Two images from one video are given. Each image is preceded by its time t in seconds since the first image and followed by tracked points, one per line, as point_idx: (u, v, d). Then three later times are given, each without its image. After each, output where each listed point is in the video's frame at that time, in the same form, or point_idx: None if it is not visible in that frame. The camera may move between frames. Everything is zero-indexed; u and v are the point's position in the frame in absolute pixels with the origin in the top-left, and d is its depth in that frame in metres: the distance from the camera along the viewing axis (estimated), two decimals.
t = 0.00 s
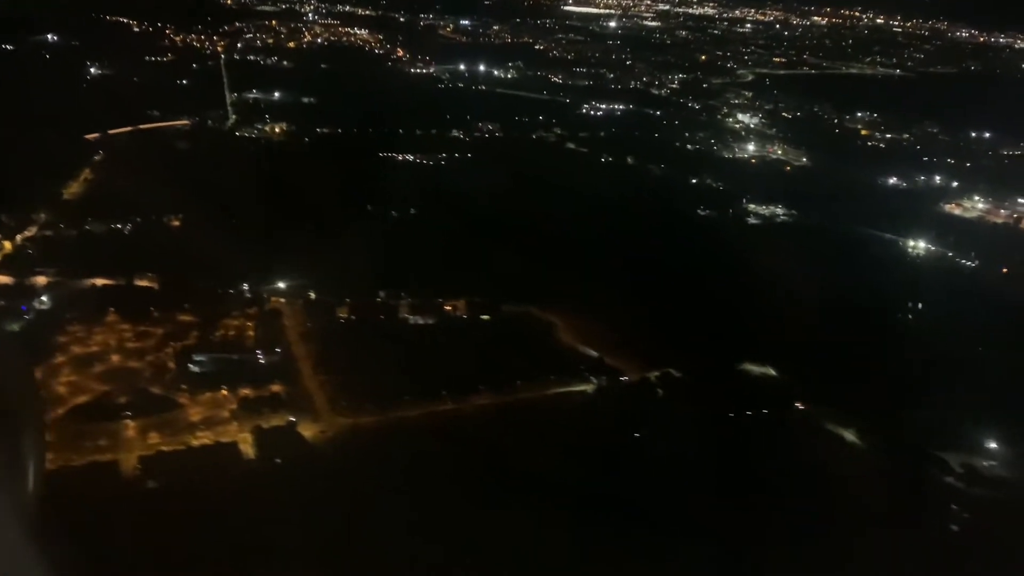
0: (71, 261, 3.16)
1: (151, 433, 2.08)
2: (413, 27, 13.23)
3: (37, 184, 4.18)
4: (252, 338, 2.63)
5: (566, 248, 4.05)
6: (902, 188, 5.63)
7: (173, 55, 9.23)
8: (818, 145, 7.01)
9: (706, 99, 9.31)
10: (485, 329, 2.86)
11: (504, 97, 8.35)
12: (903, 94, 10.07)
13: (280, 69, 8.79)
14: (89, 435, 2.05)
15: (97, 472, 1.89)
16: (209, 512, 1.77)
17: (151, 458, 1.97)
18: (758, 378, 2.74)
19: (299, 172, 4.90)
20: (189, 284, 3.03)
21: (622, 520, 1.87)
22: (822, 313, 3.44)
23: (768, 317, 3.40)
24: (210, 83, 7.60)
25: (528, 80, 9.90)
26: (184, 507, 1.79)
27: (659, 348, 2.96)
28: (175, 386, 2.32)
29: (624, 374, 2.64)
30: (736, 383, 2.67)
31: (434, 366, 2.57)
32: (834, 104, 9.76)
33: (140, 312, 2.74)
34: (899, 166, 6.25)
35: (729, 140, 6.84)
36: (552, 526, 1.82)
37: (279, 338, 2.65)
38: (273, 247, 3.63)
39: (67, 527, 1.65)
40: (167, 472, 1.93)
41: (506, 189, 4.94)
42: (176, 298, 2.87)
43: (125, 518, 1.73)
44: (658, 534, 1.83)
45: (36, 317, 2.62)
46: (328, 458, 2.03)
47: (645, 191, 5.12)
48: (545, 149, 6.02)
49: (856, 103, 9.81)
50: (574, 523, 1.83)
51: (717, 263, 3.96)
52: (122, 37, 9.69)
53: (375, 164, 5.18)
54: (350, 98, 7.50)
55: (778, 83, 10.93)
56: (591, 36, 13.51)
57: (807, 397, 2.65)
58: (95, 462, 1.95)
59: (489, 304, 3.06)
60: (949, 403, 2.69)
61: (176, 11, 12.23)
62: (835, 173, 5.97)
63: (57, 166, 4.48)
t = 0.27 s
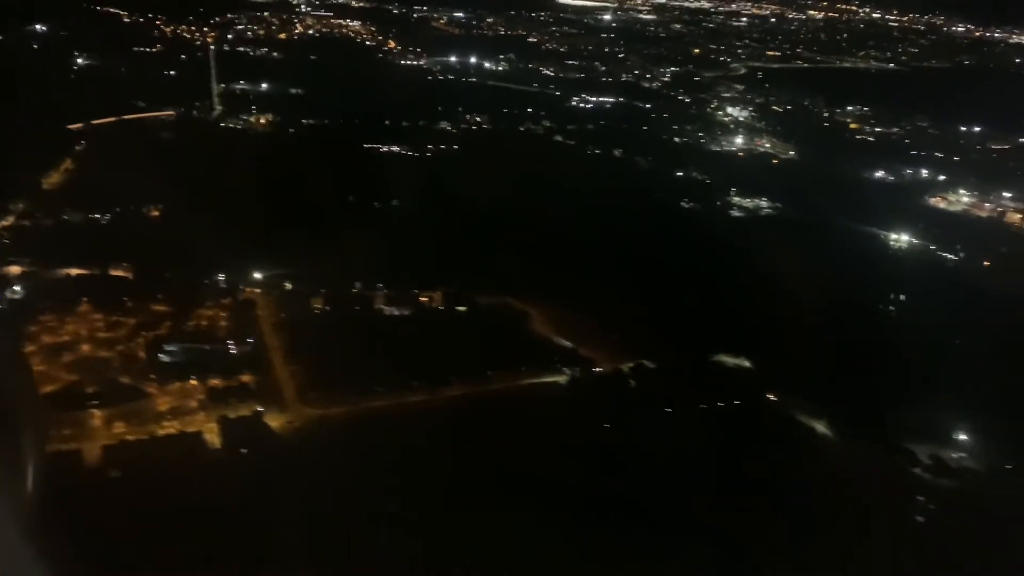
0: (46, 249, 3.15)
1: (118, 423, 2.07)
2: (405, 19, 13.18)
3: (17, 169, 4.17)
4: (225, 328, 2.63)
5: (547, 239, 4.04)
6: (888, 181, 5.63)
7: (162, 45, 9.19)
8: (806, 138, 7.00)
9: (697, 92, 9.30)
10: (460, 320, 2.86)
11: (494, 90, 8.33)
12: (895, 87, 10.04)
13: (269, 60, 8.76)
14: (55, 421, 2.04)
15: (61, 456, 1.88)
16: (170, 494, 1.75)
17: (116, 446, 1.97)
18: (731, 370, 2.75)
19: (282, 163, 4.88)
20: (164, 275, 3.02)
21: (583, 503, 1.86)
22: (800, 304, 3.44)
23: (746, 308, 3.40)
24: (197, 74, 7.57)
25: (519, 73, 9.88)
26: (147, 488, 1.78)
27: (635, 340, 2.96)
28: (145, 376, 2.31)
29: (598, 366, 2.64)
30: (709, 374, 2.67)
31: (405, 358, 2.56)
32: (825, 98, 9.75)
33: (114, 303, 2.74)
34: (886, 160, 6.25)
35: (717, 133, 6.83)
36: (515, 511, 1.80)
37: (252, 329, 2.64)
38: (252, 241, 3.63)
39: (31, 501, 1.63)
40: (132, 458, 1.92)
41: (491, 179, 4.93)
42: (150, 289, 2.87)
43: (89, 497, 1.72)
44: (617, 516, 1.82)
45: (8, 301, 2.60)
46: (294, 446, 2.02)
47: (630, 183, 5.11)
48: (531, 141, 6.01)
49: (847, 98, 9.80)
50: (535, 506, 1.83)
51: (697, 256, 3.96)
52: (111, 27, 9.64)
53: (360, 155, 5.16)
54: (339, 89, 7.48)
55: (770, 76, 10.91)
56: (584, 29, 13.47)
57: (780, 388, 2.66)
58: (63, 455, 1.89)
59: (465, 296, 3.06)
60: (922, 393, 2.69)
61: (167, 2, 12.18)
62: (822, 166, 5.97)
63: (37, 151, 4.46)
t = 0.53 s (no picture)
0: (16, 240, 3.16)
1: (75, 410, 2.05)
2: (394, 11, 13.13)
3: None
4: (190, 318, 2.62)
5: (523, 233, 4.06)
6: (869, 176, 5.64)
7: (146, 35, 9.13)
8: (790, 132, 7.01)
9: (684, 86, 9.29)
10: (428, 311, 2.86)
11: (481, 82, 8.31)
12: (883, 80, 10.04)
13: (254, 52, 8.72)
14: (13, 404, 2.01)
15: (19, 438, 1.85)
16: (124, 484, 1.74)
17: (74, 431, 1.95)
18: (697, 362, 2.76)
19: (260, 155, 4.87)
20: (133, 265, 3.01)
21: (555, 494, 1.87)
22: (772, 297, 3.46)
23: (718, 300, 3.41)
24: (181, 65, 7.53)
25: (506, 66, 9.85)
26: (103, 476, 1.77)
27: (604, 331, 2.97)
28: (105, 367, 2.30)
29: (565, 356, 2.64)
30: (676, 366, 2.68)
31: (372, 348, 2.56)
32: (812, 92, 9.75)
33: (79, 292, 2.73)
34: (868, 154, 6.25)
35: (701, 127, 6.83)
36: (512, 510, 1.79)
37: (218, 319, 2.63)
38: (225, 233, 3.61)
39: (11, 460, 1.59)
40: (88, 443, 1.90)
41: (471, 172, 4.93)
42: (117, 280, 2.85)
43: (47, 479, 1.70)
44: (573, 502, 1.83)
45: None
46: (250, 433, 2.02)
47: (610, 176, 5.11)
48: (514, 134, 6.01)
49: (834, 91, 9.80)
50: (533, 504, 1.82)
51: (672, 248, 3.98)
52: (96, 17, 9.58)
53: (340, 147, 5.15)
54: (323, 81, 7.45)
55: (758, 70, 10.91)
56: (573, 22, 13.45)
57: (745, 381, 2.67)
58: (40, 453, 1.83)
59: (436, 287, 3.05)
60: (887, 388, 2.70)
61: None
62: (804, 160, 5.97)
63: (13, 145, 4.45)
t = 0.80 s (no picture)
0: None
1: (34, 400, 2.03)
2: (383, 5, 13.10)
3: None
4: (157, 311, 2.61)
5: (500, 228, 4.06)
6: (852, 172, 5.64)
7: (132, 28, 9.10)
8: (775, 129, 7.01)
9: (672, 82, 9.29)
10: (399, 304, 2.84)
11: (468, 77, 8.29)
12: (871, 76, 10.02)
13: (240, 45, 8.68)
14: None
15: None
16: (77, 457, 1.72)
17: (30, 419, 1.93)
18: (666, 356, 2.76)
19: (239, 150, 4.86)
20: (103, 257, 3.00)
21: (514, 473, 1.85)
22: (746, 292, 3.47)
23: (693, 296, 3.41)
24: (166, 58, 7.50)
25: (493, 61, 9.83)
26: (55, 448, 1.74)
27: (575, 325, 2.96)
28: (69, 359, 2.28)
29: (535, 352, 2.64)
30: (645, 361, 2.67)
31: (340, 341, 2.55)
32: (800, 89, 9.75)
33: (47, 283, 2.72)
34: (853, 151, 6.25)
35: (685, 123, 6.83)
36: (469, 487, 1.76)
37: (186, 312, 2.62)
38: (200, 226, 3.61)
39: None
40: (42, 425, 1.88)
41: (451, 167, 4.92)
42: (85, 273, 2.84)
43: None
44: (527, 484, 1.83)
45: None
46: (210, 422, 2.00)
47: (591, 171, 5.10)
48: (498, 128, 5.99)
49: (823, 89, 9.79)
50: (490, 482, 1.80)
51: (648, 242, 3.98)
52: (83, 11, 9.55)
53: (320, 141, 5.13)
54: (309, 75, 7.42)
55: (747, 67, 10.91)
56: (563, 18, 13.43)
57: (713, 376, 2.67)
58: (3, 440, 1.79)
59: (408, 281, 3.04)
60: (857, 385, 2.70)
61: None
62: (787, 156, 5.97)
63: None
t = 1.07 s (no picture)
0: None
1: None
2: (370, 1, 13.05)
3: None
4: (122, 305, 2.60)
5: (475, 224, 4.08)
6: (831, 170, 5.65)
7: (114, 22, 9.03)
8: (758, 126, 7.02)
9: (657, 79, 9.29)
10: (367, 298, 2.84)
11: (452, 73, 8.27)
12: (857, 74, 10.04)
13: (224, 40, 8.64)
14: None
15: None
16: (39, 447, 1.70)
17: None
18: (634, 352, 2.76)
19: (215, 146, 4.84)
20: (70, 250, 2.98)
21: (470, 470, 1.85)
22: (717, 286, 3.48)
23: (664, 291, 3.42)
24: (147, 52, 7.45)
25: (479, 57, 9.81)
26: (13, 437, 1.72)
27: (544, 320, 2.96)
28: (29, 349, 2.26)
29: (501, 345, 2.64)
30: (611, 355, 2.68)
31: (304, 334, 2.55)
32: (786, 87, 9.76)
33: (10, 276, 2.70)
34: (833, 149, 6.27)
35: (667, 121, 6.83)
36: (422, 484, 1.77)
37: (151, 306, 2.61)
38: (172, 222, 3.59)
39: None
40: None
41: (430, 161, 4.92)
42: (50, 266, 2.83)
43: None
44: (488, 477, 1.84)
45: None
46: (167, 417, 2.00)
47: (570, 167, 5.10)
48: (479, 124, 5.99)
49: (808, 87, 9.81)
50: (444, 479, 1.80)
51: (623, 238, 3.98)
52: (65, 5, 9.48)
53: (299, 136, 5.12)
54: (291, 70, 7.39)
55: (733, 65, 10.92)
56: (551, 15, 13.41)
57: (679, 371, 2.68)
58: None
59: (377, 275, 3.04)
60: (822, 379, 2.71)
61: None
62: (767, 154, 5.98)
63: None
